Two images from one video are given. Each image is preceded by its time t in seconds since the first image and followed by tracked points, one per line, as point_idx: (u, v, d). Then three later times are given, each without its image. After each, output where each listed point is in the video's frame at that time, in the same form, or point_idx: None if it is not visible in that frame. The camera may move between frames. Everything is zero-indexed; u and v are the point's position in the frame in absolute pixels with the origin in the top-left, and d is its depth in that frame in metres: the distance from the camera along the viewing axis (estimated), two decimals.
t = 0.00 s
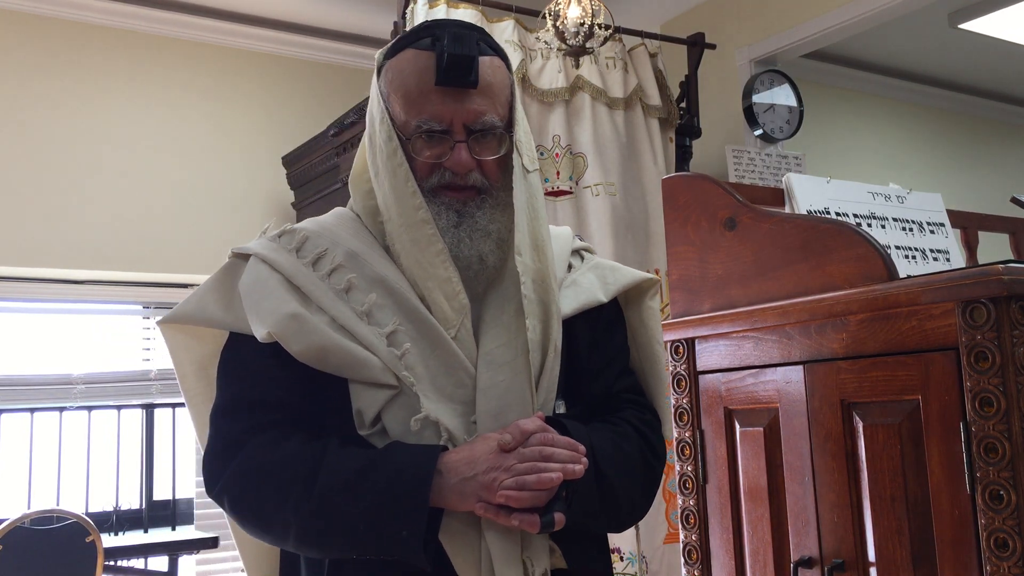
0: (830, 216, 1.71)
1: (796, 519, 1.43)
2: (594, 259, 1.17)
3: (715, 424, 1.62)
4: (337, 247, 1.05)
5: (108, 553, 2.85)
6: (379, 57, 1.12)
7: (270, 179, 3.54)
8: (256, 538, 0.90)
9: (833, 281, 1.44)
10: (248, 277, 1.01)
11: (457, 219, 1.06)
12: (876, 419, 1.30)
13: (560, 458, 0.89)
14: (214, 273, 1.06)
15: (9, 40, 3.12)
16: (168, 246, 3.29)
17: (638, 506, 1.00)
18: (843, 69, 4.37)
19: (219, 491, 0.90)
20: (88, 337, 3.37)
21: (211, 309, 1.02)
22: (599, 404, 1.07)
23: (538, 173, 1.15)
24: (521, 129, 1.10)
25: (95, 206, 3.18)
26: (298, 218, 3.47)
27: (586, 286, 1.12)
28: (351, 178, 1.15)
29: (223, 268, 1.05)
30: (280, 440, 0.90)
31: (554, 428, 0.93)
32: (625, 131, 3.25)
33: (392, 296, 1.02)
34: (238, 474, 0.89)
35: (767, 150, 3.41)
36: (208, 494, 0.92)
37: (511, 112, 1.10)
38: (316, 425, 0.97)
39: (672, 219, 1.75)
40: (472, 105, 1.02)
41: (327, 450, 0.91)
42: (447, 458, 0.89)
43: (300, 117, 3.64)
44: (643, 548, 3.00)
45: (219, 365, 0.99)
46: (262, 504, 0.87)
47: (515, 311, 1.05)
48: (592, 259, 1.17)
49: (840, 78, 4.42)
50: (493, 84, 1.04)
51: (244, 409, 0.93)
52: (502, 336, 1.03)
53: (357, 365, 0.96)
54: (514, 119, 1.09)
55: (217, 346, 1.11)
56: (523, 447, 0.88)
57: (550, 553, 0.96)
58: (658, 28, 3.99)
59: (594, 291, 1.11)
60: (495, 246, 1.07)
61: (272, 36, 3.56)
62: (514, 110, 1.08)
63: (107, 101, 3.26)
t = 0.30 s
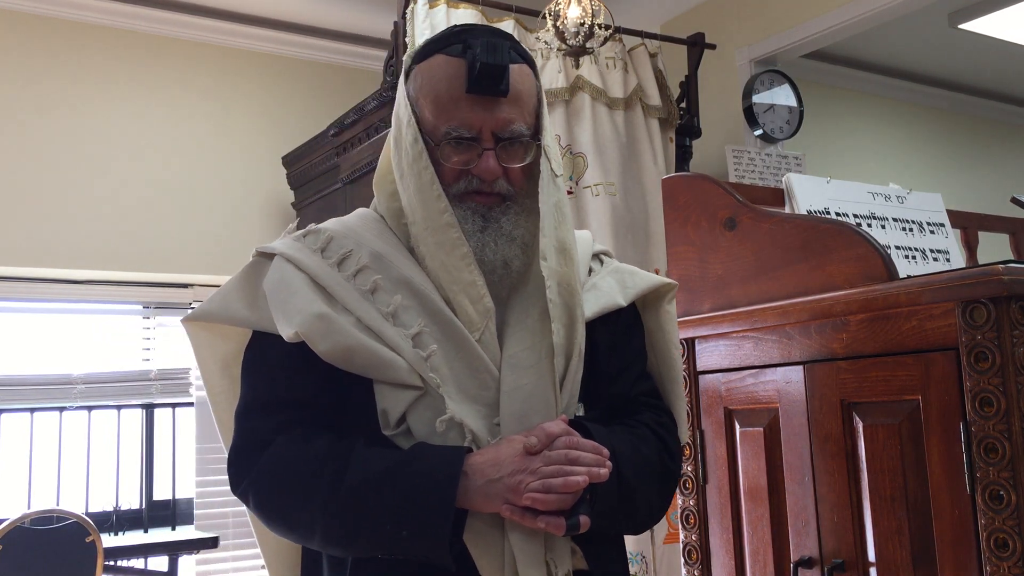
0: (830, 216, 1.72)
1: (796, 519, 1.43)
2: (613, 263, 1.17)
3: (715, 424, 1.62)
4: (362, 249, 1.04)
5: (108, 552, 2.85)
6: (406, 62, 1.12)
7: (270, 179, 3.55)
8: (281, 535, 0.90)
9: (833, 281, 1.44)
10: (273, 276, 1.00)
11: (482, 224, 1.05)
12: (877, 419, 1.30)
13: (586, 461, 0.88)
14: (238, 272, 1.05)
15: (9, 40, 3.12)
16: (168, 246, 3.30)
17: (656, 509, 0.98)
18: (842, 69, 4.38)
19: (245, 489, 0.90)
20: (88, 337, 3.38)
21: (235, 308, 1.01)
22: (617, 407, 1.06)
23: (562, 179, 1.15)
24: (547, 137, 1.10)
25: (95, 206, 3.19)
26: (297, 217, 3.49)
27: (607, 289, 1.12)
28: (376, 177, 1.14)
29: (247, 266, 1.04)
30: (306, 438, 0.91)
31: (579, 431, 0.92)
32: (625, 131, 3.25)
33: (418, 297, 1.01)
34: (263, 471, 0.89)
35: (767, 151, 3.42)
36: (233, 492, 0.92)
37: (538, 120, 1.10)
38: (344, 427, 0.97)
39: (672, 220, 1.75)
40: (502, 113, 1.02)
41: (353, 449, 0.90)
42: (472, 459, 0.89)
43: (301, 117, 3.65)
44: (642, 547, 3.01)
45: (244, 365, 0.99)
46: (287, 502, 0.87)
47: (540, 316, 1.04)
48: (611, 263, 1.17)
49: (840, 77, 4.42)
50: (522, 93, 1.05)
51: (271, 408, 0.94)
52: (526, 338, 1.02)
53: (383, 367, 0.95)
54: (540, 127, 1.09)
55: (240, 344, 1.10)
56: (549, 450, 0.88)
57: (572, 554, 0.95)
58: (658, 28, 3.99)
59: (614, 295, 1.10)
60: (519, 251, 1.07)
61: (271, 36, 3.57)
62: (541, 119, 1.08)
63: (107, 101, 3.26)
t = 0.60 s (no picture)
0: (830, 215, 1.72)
1: (795, 519, 1.40)
2: (625, 267, 1.18)
3: (715, 423, 1.59)
4: (383, 253, 1.05)
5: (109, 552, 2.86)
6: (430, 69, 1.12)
7: (271, 179, 3.56)
8: (304, 537, 0.90)
9: (833, 281, 1.42)
10: (293, 281, 1.00)
11: (505, 230, 1.06)
12: (877, 419, 1.27)
13: (609, 462, 0.89)
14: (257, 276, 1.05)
15: (10, 40, 3.12)
16: (168, 247, 3.30)
17: (673, 509, 0.98)
18: (842, 70, 4.38)
19: (268, 492, 0.91)
20: (88, 337, 3.39)
21: (256, 310, 1.01)
22: (632, 408, 1.06)
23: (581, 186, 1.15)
24: (568, 146, 1.11)
25: (96, 207, 3.19)
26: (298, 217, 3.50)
27: (621, 295, 1.12)
28: (395, 182, 1.14)
29: (267, 271, 1.04)
30: (328, 441, 0.91)
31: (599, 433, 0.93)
32: (624, 130, 3.25)
33: (438, 301, 1.02)
34: (286, 475, 0.89)
35: (767, 151, 3.43)
36: (257, 495, 0.93)
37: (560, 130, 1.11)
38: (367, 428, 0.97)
39: (673, 219, 1.74)
40: (528, 122, 1.03)
41: (377, 452, 0.90)
42: (496, 460, 0.89)
43: (301, 117, 3.65)
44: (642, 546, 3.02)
45: (264, 367, 0.99)
46: (312, 505, 0.88)
47: (559, 320, 1.05)
48: (624, 268, 1.18)
49: (840, 77, 4.43)
50: (547, 103, 1.06)
51: (292, 411, 0.93)
52: (546, 341, 1.03)
53: (405, 370, 0.95)
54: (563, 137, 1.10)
55: (259, 349, 1.10)
56: (572, 451, 0.88)
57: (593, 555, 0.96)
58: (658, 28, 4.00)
59: (628, 299, 1.11)
60: (540, 255, 1.07)
61: (271, 36, 3.57)
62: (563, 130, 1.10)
63: (108, 102, 3.26)
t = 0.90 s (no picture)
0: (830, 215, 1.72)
1: (796, 518, 1.40)
2: (633, 271, 1.18)
3: (715, 423, 1.59)
4: (396, 254, 1.05)
5: (109, 552, 2.86)
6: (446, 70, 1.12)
7: (271, 179, 3.56)
8: (316, 536, 0.90)
9: (833, 281, 1.42)
10: (307, 280, 1.00)
11: (519, 232, 1.06)
12: (878, 420, 1.28)
13: (624, 464, 0.89)
14: (269, 275, 1.05)
15: (9, 40, 3.12)
16: (168, 247, 3.31)
17: (680, 510, 0.98)
18: (842, 70, 4.39)
19: (281, 491, 0.91)
20: (88, 337, 3.39)
21: (267, 308, 1.01)
22: (638, 410, 1.07)
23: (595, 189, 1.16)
24: (583, 150, 1.11)
25: (96, 206, 3.20)
26: (298, 217, 3.50)
27: (629, 297, 1.12)
28: (408, 183, 1.15)
29: (279, 270, 1.04)
30: (341, 441, 0.91)
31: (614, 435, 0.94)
32: (624, 130, 3.25)
33: (452, 302, 1.02)
34: (300, 474, 0.89)
35: (766, 150, 3.43)
36: (269, 493, 0.93)
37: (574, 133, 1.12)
38: (379, 428, 0.98)
39: (673, 220, 1.75)
40: (545, 127, 1.03)
41: (391, 453, 0.91)
42: (512, 461, 0.89)
43: (302, 116, 3.65)
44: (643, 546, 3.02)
45: (275, 364, 0.99)
46: (325, 503, 0.88)
47: (573, 324, 1.05)
48: (631, 271, 1.18)
49: (839, 78, 4.43)
50: (563, 108, 1.06)
51: (306, 410, 0.93)
52: (560, 344, 1.03)
53: (420, 370, 0.95)
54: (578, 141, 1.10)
55: (270, 347, 1.10)
56: (588, 453, 0.89)
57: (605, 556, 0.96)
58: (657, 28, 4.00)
59: (636, 302, 1.11)
60: (553, 258, 1.08)
61: (271, 36, 3.57)
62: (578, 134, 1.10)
63: (108, 101, 3.26)
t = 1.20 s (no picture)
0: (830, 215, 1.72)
1: (796, 518, 1.40)
2: (639, 273, 1.18)
3: (715, 423, 1.59)
4: (402, 253, 1.05)
5: (109, 553, 2.86)
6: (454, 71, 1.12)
7: (270, 179, 3.56)
8: (319, 534, 0.90)
9: (833, 281, 1.42)
10: (313, 278, 1.00)
11: (526, 234, 1.06)
12: (879, 419, 1.28)
13: (629, 470, 0.89)
14: (274, 272, 1.05)
15: (9, 40, 3.12)
16: (168, 247, 3.31)
17: (682, 513, 0.98)
18: (841, 70, 4.38)
19: (285, 489, 0.91)
20: (88, 337, 3.39)
21: (272, 306, 1.01)
22: (641, 413, 1.07)
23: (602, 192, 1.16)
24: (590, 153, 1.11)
25: (96, 206, 3.20)
26: (298, 217, 3.50)
27: (633, 299, 1.12)
28: (415, 182, 1.14)
29: (285, 267, 1.04)
30: (346, 440, 0.91)
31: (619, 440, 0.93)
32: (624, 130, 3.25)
33: (458, 303, 1.02)
34: (304, 472, 0.89)
35: (767, 150, 3.43)
36: (273, 492, 0.93)
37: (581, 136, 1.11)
38: (383, 428, 0.98)
39: (673, 220, 1.75)
40: (552, 130, 1.03)
41: (395, 453, 0.91)
42: (516, 464, 0.89)
43: (301, 117, 3.65)
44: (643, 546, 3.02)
45: (279, 363, 0.99)
46: (330, 502, 0.88)
47: (579, 326, 1.05)
48: (637, 273, 1.18)
49: (839, 77, 4.43)
50: (570, 111, 1.06)
51: (310, 410, 0.93)
52: (566, 347, 1.03)
53: (425, 370, 0.95)
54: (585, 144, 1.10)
55: (275, 345, 1.10)
56: (592, 457, 0.88)
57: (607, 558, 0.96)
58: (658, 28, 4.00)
59: (641, 305, 1.11)
60: (560, 261, 1.08)
61: (271, 36, 3.57)
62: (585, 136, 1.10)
63: (108, 102, 3.26)
